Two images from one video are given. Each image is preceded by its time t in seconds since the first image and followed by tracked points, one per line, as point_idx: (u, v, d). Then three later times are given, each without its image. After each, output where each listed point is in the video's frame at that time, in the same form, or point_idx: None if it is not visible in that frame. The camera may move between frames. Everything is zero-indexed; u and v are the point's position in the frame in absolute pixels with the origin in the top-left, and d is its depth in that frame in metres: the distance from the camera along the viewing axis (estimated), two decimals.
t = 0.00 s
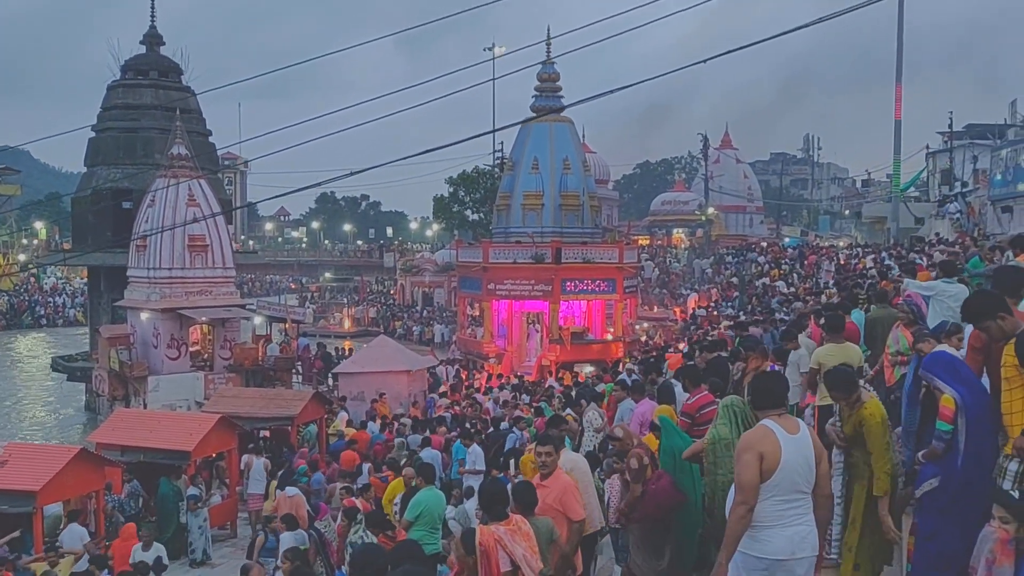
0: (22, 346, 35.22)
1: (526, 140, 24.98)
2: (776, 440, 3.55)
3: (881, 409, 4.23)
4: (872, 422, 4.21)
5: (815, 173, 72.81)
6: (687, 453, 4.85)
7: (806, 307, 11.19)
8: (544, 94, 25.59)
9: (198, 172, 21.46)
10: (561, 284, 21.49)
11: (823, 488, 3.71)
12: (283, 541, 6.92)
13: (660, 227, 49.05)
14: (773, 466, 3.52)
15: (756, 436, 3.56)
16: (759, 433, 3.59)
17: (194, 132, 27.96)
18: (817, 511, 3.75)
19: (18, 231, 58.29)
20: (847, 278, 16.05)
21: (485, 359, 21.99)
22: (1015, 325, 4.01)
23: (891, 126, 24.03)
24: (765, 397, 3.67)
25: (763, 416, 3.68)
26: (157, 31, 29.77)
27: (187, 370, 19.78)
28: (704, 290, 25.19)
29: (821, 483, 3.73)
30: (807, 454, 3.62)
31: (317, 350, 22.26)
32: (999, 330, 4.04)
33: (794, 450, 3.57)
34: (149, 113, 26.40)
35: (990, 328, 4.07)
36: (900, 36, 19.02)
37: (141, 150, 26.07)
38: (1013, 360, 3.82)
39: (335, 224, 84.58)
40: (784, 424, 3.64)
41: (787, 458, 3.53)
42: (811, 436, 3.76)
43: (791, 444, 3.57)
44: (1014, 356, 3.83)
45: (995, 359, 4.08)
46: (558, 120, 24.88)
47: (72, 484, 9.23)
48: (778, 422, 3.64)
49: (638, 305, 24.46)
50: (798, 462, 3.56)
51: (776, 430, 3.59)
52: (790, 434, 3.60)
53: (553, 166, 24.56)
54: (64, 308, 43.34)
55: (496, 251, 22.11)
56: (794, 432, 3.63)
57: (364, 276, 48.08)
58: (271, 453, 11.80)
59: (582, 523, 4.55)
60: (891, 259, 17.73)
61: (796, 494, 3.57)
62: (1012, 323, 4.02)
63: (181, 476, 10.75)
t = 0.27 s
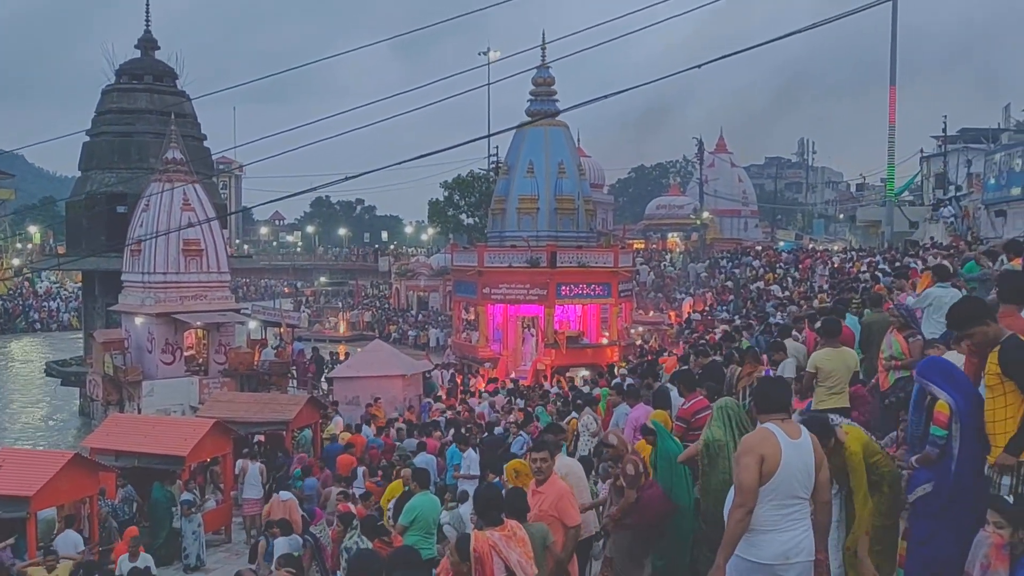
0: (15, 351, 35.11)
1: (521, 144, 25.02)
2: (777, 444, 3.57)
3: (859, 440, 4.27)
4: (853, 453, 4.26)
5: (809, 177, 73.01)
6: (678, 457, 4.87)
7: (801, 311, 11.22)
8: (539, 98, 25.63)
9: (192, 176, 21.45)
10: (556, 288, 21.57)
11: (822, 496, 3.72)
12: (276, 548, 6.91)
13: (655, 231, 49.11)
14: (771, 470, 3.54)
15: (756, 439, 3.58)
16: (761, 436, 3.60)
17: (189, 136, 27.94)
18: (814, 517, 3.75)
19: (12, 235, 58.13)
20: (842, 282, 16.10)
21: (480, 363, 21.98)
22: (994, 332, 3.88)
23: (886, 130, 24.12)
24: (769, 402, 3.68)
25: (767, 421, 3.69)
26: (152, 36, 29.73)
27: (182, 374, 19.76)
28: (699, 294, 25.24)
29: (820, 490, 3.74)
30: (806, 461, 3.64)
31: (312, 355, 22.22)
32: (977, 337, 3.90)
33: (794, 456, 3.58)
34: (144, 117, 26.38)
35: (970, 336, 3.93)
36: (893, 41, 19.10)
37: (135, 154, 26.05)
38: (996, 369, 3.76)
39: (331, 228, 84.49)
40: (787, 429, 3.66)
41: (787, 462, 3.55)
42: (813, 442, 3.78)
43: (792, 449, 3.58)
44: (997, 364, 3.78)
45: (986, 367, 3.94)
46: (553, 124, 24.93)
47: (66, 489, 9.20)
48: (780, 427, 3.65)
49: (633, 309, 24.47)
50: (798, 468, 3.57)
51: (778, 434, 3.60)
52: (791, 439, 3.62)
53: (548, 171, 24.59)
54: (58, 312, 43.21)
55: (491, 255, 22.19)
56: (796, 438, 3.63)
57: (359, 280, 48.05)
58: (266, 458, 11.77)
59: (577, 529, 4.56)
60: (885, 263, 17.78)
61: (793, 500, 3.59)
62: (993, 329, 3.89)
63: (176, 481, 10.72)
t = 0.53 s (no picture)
0: (9, 356, 35.00)
1: (516, 148, 25.05)
2: (771, 446, 3.59)
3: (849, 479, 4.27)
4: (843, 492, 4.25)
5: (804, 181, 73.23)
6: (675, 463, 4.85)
7: (796, 315, 11.24)
8: (534, 102, 25.67)
9: (187, 180, 21.43)
10: (552, 292, 21.40)
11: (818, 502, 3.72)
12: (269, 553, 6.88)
13: (651, 235, 49.18)
14: (765, 471, 3.57)
15: (752, 440, 3.61)
16: (756, 438, 3.64)
17: (184, 140, 27.92)
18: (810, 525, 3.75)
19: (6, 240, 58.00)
20: (837, 286, 16.14)
21: (475, 367, 21.96)
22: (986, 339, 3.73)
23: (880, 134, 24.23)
24: (767, 405, 3.72)
25: (765, 423, 3.72)
26: (147, 40, 29.70)
27: (176, 379, 19.72)
28: (694, 298, 25.27)
29: (817, 495, 3.74)
30: (802, 465, 3.65)
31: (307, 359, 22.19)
32: (967, 344, 3.73)
33: (789, 458, 3.60)
34: (138, 121, 26.35)
35: (958, 342, 3.76)
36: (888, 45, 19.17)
37: (130, 158, 26.03)
38: (987, 377, 3.68)
39: (326, 232, 84.45)
40: (783, 432, 3.68)
41: (782, 464, 3.57)
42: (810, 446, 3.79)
43: (787, 452, 3.60)
44: (987, 373, 3.69)
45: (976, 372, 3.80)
46: (547, 128, 24.97)
47: (60, 494, 9.17)
48: (777, 429, 3.68)
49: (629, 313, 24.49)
50: (793, 471, 3.59)
51: (773, 437, 3.63)
52: (787, 441, 3.64)
53: (543, 175, 24.62)
54: (52, 317, 43.09)
55: (487, 259, 22.18)
56: (793, 441, 3.65)
57: (354, 284, 48.02)
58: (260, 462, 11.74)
59: (573, 533, 4.56)
60: (880, 267, 17.84)
61: (788, 504, 3.60)
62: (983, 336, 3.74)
63: (170, 486, 10.68)
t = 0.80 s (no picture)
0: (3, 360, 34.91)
1: (511, 152, 25.10)
2: (764, 449, 3.62)
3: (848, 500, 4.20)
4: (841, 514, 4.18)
5: (799, 186, 73.47)
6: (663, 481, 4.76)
7: (792, 318, 11.28)
8: (529, 106, 25.74)
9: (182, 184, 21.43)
10: (547, 296, 21.49)
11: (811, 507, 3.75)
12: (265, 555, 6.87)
13: (646, 239, 49.28)
14: (758, 474, 3.59)
15: (745, 443, 3.64)
16: (749, 440, 3.66)
17: (179, 144, 27.92)
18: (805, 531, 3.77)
19: None
20: (832, 290, 16.19)
21: (470, 372, 21.98)
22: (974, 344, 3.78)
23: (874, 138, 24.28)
24: (759, 409, 3.76)
25: (758, 426, 3.76)
26: (142, 44, 29.68)
27: (171, 383, 19.69)
28: (689, 302, 25.34)
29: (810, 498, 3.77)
30: (796, 468, 3.68)
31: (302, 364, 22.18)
32: (953, 350, 3.83)
33: (781, 461, 3.63)
34: (133, 125, 26.32)
35: (945, 348, 3.86)
36: (882, 50, 19.26)
37: (125, 162, 26.02)
38: (972, 383, 3.70)
39: (321, 237, 84.41)
40: (776, 435, 3.71)
41: (774, 467, 3.60)
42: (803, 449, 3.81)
43: (779, 455, 3.63)
44: (974, 378, 3.71)
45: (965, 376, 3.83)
46: (542, 132, 25.02)
47: (55, 499, 9.16)
48: (770, 432, 3.71)
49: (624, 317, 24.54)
50: (785, 474, 3.62)
51: (766, 439, 3.66)
52: (780, 443, 3.67)
53: (538, 179, 24.67)
54: (46, 322, 43.00)
55: (482, 263, 22.22)
56: (786, 444, 3.68)
57: (349, 288, 48.05)
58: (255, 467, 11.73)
59: (569, 538, 4.57)
60: (874, 271, 17.92)
61: (782, 507, 3.63)
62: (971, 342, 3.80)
63: (166, 491, 10.66)
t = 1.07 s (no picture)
0: None
1: (506, 155, 25.11)
2: (752, 450, 3.61)
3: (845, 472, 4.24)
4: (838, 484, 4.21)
5: (793, 189, 73.66)
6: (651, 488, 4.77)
7: (786, 321, 11.29)
8: (524, 110, 25.76)
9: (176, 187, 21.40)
10: (542, 300, 21.54)
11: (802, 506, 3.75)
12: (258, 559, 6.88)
13: (641, 242, 49.32)
14: (746, 474, 3.58)
15: (732, 443, 3.64)
16: (737, 441, 3.66)
17: (173, 147, 27.88)
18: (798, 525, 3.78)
19: None
20: (827, 292, 16.23)
21: (466, 375, 21.96)
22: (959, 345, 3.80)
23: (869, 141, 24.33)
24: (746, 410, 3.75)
25: (744, 427, 3.75)
26: (137, 47, 29.64)
27: (166, 387, 19.63)
28: (684, 305, 25.35)
29: (800, 497, 3.76)
30: (783, 467, 3.67)
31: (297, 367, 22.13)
32: (935, 352, 3.88)
33: (769, 460, 3.62)
34: (128, 128, 26.27)
35: (928, 348, 3.93)
36: (877, 54, 19.33)
37: (119, 166, 25.96)
38: (955, 385, 3.67)
39: (316, 240, 84.32)
40: (763, 435, 3.71)
41: (762, 468, 3.59)
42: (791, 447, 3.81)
43: (766, 455, 3.62)
44: (957, 380, 3.68)
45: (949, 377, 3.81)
46: (538, 135, 25.04)
47: (47, 502, 9.11)
48: (757, 432, 3.71)
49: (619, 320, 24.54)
50: (773, 473, 3.61)
51: (753, 440, 3.66)
52: (766, 444, 3.67)
53: (533, 182, 24.68)
54: (40, 325, 42.84)
55: (477, 266, 22.24)
56: (773, 444, 3.68)
57: (344, 292, 48.01)
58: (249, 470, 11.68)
59: (563, 540, 4.56)
60: (869, 274, 17.95)
61: (770, 506, 3.63)
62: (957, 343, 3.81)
63: (159, 494, 10.61)
